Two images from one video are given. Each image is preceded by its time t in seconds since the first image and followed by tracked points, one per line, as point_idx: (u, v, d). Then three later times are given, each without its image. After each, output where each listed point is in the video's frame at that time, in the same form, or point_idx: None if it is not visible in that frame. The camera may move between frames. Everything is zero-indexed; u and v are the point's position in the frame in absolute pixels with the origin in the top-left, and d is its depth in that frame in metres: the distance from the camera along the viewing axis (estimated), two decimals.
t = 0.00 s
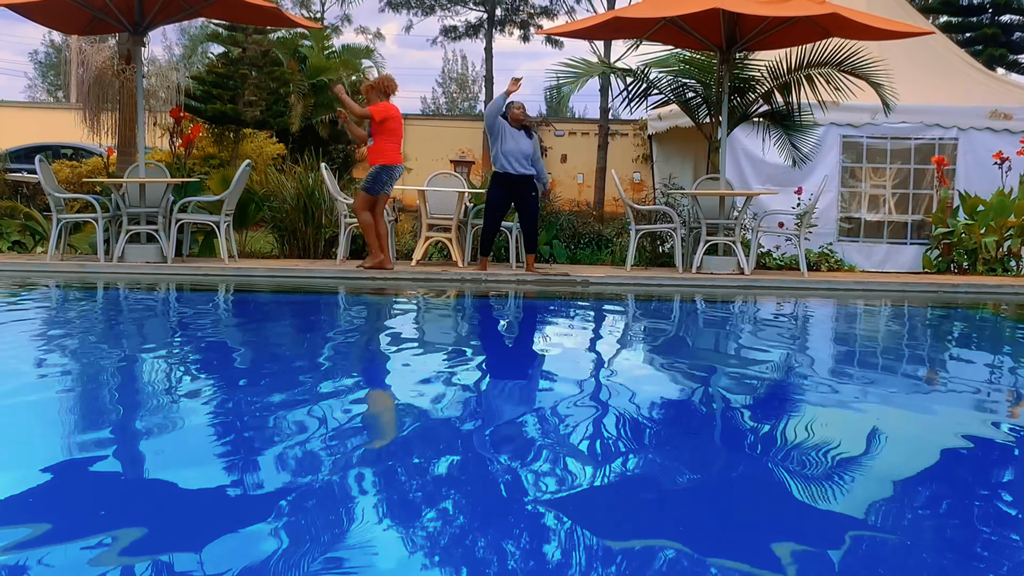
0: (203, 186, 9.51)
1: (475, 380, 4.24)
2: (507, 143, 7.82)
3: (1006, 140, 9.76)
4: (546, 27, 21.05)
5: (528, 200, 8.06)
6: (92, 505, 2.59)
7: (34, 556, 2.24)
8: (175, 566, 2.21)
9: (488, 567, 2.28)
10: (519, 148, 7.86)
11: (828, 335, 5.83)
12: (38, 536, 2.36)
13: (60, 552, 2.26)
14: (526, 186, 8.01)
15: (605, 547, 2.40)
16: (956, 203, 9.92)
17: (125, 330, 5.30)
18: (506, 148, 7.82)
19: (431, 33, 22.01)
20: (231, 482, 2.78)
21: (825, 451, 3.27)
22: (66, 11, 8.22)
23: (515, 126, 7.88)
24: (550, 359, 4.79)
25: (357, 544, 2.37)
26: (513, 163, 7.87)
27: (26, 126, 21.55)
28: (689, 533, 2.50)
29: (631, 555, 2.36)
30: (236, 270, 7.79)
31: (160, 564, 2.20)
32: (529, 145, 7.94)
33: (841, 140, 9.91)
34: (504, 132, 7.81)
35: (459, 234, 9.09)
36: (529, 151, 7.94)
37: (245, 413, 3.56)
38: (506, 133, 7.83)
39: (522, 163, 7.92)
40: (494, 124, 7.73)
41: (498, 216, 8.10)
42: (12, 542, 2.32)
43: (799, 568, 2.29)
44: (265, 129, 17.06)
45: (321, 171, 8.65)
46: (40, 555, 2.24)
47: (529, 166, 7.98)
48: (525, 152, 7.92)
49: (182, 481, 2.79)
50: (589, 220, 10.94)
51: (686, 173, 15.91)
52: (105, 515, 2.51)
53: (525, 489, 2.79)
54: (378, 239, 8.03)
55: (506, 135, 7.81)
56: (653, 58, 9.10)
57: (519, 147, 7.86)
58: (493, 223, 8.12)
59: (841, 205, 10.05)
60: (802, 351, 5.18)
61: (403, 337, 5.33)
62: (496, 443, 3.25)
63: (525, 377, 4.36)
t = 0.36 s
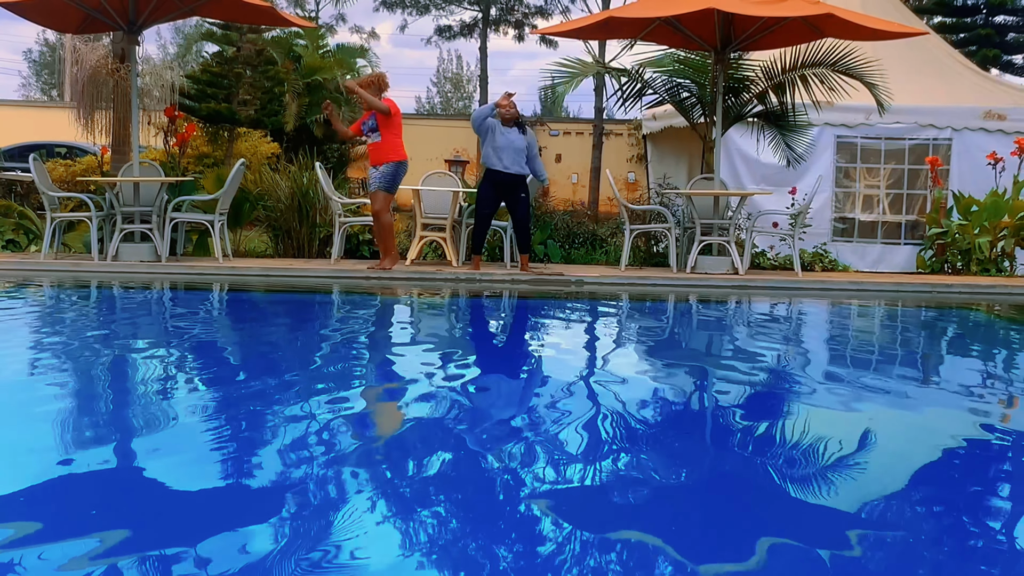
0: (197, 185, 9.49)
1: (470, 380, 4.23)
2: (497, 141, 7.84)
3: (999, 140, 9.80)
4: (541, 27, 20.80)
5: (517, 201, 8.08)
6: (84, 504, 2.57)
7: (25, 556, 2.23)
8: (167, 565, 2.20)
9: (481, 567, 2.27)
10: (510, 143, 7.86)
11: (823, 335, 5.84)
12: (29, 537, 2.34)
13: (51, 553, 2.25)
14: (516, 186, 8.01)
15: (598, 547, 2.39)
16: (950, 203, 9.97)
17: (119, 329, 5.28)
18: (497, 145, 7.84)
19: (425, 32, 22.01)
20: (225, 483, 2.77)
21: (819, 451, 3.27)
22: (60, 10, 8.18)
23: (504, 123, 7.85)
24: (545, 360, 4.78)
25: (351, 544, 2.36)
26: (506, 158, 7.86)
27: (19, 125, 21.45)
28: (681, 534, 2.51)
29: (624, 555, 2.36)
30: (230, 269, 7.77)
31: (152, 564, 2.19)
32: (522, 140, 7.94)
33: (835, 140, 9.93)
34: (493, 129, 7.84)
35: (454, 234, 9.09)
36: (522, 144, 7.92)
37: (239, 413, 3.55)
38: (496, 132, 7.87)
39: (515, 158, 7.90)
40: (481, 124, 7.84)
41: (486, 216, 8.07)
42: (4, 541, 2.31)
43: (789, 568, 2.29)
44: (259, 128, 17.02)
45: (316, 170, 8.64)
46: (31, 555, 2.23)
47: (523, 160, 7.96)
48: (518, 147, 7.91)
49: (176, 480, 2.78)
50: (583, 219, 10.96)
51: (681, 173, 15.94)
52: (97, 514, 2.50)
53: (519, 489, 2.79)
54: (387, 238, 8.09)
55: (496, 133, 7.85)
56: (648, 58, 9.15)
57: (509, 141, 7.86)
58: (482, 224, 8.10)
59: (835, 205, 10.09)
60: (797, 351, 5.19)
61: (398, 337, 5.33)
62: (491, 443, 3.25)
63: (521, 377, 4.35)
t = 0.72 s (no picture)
0: (190, 183, 9.46)
1: (464, 379, 4.24)
2: (488, 139, 7.89)
3: (992, 140, 9.84)
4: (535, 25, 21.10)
5: (513, 197, 8.01)
6: (72, 504, 2.56)
7: (11, 556, 2.21)
8: (157, 562, 2.19)
9: (474, 567, 2.27)
10: (501, 143, 7.89)
11: (816, 334, 5.85)
12: (17, 535, 2.34)
13: (40, 550, 2.24)
14: (507, 181, 7.96)
15: (591, 548, 2.39)
16: (943, 203, 10.00)
17: (111, 327, 5.26)
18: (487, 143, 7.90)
19: (419, 31, 21.97)
20: (215, 481, 2.76)
21: (812, 450, 3.29)
22: (51, 7, 8.12)
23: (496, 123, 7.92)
24: (538, 359, 4.78)
25: (344, 543, 2.36)
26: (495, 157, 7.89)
27: (11, 122, 21.33)
28: (673, 533, 2.51)
29: (617, 555, 2.36)
30: (223, 268, 7.74)
31: (142, 563, 2.19)
32: (512, 140, 7.96)
33: (829, 140, 9.97)
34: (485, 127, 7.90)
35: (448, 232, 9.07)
36: (512, 145, 7.94)
37: (232, 411, 3.54)
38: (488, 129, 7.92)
39: (506, 158, 7.92)
40: (473, 121, 7.92)
41: (481, 215, 8.05)
42: None
43: (783, 569, 2.30)
44: (253, 127, 16.98)
45: (309, 169, 8.61)
46: (20, 553, 2.22)
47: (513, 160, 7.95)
48: (509, 147, 7.93)
49: (167, 478, 2.77)
50: (577, 218, 10.97)
51: (674, 172, 15.97)
52: (86, 513, 2.49)
53: (513, 488, 2.79)
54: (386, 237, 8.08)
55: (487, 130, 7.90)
56: (642, 56, 9.13)
57: (500, 142, 7.89)
58: (477, 223, 8.08)
59: (828, 205, 10.13)
60: (791, 351, 5.20)
61: (392, 335, 5.32)
62: (485, 442, 3.25)
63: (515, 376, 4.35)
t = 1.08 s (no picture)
0: (188, 182, 9.45)
1: (463, 378, 4.24)
2: (484, 140, 7.87)
3: (990, 138, 9.85)
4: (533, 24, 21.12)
5: (509, 195, 8.03)
6: (68, 502, 2.56)
7: (7, 555, 2.21)
8: (152, 561, 2.19)
9: (472, 565, 2.27)
10: (497, 143, 7.89)
11: (813, 333, 5.85)
12: (12, 534, 2.34)
13: (35, 550, 2.24)
14: (505, 180, 7.97)
15: (588, 547, 2.39)
16: (940, 201, 10.02)
17: (109, 326, 5.25)
18: (483, 144, 7.87)
19: (417, 29, 21.96)
20: (213, 479, 2.76)
21: (810, 448, 3.29)
22: (49, 6, 8.12)
23: (491, 123, 7.91)
24: (536, 358, 4.78)
25: (341, 542, 2.36)
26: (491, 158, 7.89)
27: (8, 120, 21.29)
28: (670, 531, 2.52)
29: (614, 553, 2.36)
30: (221, 266, 7.73)
31: (138, 562, 2.19)
32: (507, 140, 7.95)
33: (826, 139, 9.99)
34: (480, 128, 7.88)
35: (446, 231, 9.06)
36: (508, 146, 7.94)
37: (230, 410, 3.53)
38: (482, 130, 7.90)
39: (502, 159, 7.93)
40: (468, 121, 7.89)
41: (477, 214, 8.04)
42: None
43: (780, 567, 2.30)
44: (250, 125, 16.96)
45: (307, 167, 8.61)
46: (15, 552, 2.22)
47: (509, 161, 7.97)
48: (505, 147, 7.93)
49: (165, 477, 2.77)
50: (575, 216, 10.98)
51: (672, 171, 15.98)
52: (81, 512, 2.49)
53: (512, 487, 2.79)
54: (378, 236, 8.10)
55: (483, 131, 7.88)
56: (640, 55, 9.16)
57: (496, 142, 7.89)
58: (472, 223, 8.05)
59: (825, 204, 10.16)
60: (789, 350, 5.21)
61: (391, 334, 5.32)
62: (483, 440, 3.25)
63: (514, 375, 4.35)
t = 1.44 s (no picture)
0: (193, 183, 9.48)
1: (467, 378, 4.23)
2: (486, 143, 7.86)
3: (995, 139, 9.82)
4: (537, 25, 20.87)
5: (510, 199, 8.03)
6: (74, 503, 2.57)
7: (13, 555, 2.22)
8: (158, 561, 2.20)
9: (476, 566, 2.27)
10: (499, 147, 7.87)
11: (819, 334, 5.83)
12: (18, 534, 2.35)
13: (41, 550, 2.25)
14: (505, 186, 7.98)
15: (594, 550, 2.37)
16: (946, 202, 9.99)
17: (115, 327, 5.27)
18: (484, 148, 7.86)
19: (421, 30, 22.00)
20: (219, 480, 2.77)
21: (816, 450, 3.28)
22: (55, 7, 8.14)
23: (495, 126, 7.89)
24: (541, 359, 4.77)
25: (346, 543, 2.36)
26: (492, 162, 7.87)
27: (15, 121, 21.37)
28: (675, 533, 2.50)
29: (618, 555, 2.35)
30: (226, 268, 7.75)
31: (143, 562, 2.19)
32: (512, 141, 7.94)
33: (831, 139, 9.96)
34: (482, 131, 7.86)
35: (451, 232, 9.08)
36: (510, 149, 7.92)
37: (235, 411, 3.54)
38: (485, 134, 7.89)
39: (504, 163, 7.91)
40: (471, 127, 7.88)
41: (480, 216, 8.07)
42: None
43: (785, 569, 2.29)
44: (255, 126, 16.99)
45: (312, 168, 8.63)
46: (22, 552, 2.23)
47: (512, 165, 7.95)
48: (508, 152, 7.90)
49: (171, 477, 2.78)
50: (580, 217, 10.99)
51: (677, 171, 15.96)
52: (85, 513, 2.49)
53: (517, 488, 2.79)
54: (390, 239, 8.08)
55: (485, 134, 7.85)
56: (644, 56, 9.09)
57: (499, 145, 7.86)
58: (476, 222, 8.08)
59: (831, 204, 10.12)
60: (794, 350, 5.19)
61: (395, 335, 5.33)
62: (488, 441, 3.25)
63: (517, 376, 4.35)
